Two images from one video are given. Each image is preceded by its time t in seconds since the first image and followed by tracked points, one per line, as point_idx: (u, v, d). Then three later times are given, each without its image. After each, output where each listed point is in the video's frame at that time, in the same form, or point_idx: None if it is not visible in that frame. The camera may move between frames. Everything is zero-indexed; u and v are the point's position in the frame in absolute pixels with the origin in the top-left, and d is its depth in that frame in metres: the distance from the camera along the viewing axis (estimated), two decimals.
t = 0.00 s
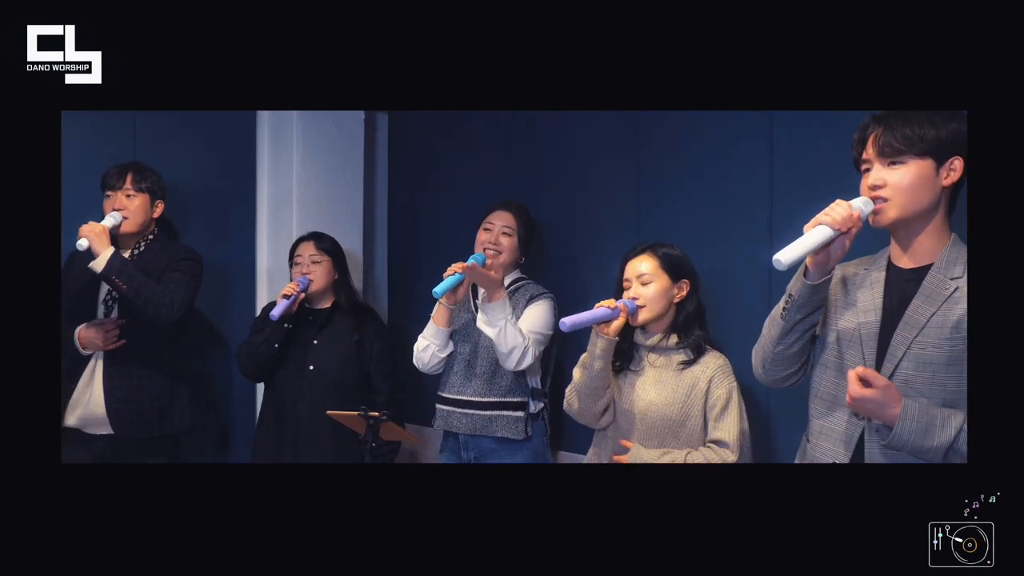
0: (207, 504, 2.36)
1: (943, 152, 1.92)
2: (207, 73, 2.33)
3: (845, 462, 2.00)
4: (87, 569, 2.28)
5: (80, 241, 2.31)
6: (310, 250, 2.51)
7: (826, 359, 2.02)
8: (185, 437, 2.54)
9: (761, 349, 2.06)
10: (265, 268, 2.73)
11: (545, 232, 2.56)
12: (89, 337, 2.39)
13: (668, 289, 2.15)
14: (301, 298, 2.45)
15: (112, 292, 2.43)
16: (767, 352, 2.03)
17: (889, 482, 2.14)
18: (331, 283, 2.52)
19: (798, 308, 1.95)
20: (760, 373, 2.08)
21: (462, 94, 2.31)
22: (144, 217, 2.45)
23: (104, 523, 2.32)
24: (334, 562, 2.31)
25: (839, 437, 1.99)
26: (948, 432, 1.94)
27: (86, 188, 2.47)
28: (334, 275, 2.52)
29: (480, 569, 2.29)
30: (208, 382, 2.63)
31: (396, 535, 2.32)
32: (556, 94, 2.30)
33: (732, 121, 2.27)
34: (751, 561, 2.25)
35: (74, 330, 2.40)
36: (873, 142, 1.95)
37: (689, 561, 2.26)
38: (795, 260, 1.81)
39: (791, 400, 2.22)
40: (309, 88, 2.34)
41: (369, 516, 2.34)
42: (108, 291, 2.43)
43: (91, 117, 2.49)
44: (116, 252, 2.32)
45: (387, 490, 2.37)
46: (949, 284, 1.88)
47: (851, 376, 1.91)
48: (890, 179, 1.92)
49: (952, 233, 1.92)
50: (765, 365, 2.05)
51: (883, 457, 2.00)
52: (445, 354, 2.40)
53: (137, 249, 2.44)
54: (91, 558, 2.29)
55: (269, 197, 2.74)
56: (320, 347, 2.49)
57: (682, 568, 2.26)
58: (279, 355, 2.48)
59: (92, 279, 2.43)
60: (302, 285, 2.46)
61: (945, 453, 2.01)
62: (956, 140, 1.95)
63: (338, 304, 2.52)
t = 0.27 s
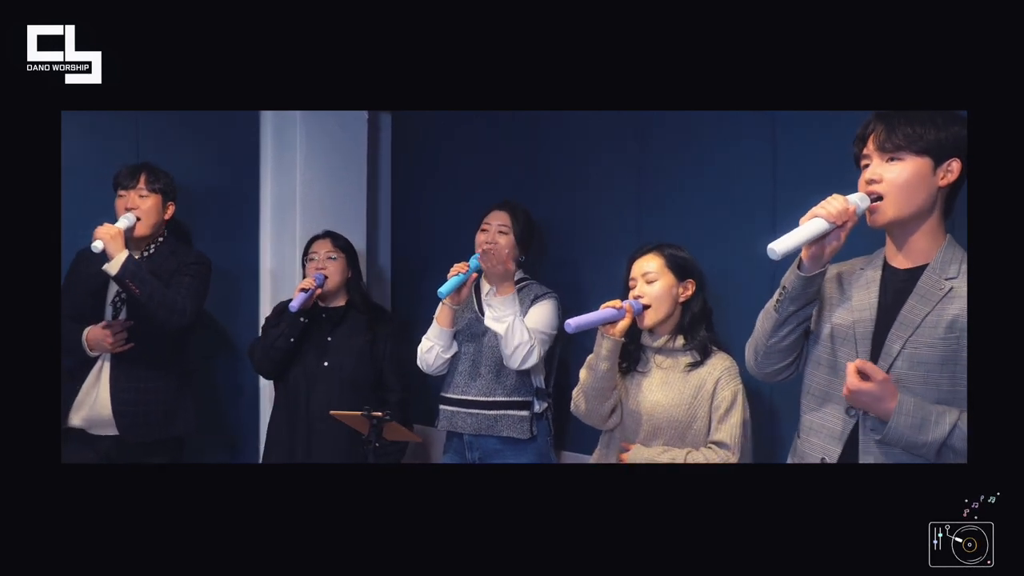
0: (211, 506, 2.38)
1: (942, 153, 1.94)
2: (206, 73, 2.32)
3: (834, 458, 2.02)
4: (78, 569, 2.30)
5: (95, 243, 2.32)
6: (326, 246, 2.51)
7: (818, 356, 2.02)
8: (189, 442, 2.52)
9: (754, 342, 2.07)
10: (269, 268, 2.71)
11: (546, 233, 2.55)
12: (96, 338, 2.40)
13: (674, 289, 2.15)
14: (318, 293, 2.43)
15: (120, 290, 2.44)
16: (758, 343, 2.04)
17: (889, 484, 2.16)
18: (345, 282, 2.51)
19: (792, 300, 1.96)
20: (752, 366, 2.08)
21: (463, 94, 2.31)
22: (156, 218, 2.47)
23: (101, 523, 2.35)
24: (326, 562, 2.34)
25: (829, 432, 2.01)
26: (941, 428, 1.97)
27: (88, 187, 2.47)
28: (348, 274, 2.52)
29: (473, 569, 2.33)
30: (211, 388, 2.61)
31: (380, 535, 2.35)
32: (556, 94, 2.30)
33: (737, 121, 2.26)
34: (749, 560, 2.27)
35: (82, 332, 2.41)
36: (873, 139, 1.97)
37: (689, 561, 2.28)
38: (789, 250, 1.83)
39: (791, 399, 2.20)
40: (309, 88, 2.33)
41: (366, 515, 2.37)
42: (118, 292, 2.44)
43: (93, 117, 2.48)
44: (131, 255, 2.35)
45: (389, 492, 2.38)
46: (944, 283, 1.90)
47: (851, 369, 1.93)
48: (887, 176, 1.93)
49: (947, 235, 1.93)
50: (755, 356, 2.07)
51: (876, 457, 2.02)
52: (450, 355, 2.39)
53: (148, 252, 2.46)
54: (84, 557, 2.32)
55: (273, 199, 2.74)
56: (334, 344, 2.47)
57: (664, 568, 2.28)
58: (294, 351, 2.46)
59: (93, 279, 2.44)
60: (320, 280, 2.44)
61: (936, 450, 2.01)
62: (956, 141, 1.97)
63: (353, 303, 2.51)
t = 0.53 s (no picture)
0: (211, 503, 2.36)
1: (935, 154, 1.91)
2: (207, 73, 2.32)
3: (823, 455, 2.00)
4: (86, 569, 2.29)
5: (114, 253, 2.33)
6: (342, 249, 2.52)
7: (810, 354, 2.02)
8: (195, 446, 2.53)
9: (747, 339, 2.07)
10: (273, 270, 2.72)
11: (546, 235, 2.57)
12: (106, 339, 2.39)
13: (679, 291, 2.16)
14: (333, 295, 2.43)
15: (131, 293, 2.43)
16: (752, 341, 2.04)
17: (887, 484, 2.17)
18: (360, 284, 2.52)
19: (785, 296, 1.95)
20: (745, 364, 2.08)
21: (447, 96, 2.31)
22: (173, 225, 2.47)
23: (105, 523, 2.33)
24: (333, 562, 2.31)
25: (818, 428, 2.00)
26: (924, 428, 1.91)
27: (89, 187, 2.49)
28: (363, 276, 2.53)
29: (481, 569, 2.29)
30: (217, 394, 2.63)
31: (393, 536, 2.32)
32: (555, 94, 2.30)
33: (738, 120, 2.27)
34: (751, 560, 2.26)
35: (93, 333, 2.40)
36: (867, 140, 1.94)
37: (690, 561, 2.27)
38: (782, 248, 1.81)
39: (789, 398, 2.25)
40: (309, 88, 2.33)
41: (370, 515, 2.34)
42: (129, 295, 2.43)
43: (91, 121, 2.48)
44: (149, 266, 2.36)
45: (389, 490, 2.37)
46: (933, 283, 1.87)
47: (829, 375, 1.91)
48: (880, 178, 1.92)
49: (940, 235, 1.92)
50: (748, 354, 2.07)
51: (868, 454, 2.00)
52: (451, 359, 2.39)
53: (161, 256, 2.45)
54: (93, 558, 2.30)
55: (277, 201, 2.73)
56: (348, 346, 2.48)
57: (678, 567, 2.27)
58: (311, 350, 2.47)
59: (95, 279, 2.44)
60: (335, 282, 2.44)
61: (924, 449, 1.96)
62: (950, 143, 1.93)
63: (368, 304, 2.53)
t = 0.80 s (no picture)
0: (213, 504, 2.38)
1: (928, 158, 1.92)
2: (208, 73, 2.33)
3: (820, 456, 2.01)
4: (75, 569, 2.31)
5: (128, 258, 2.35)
6: (354, 249, 2.52)
7: (808, 353, 2.02)
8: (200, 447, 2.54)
9: (745, 341, 2.08)
10: (277, 271, 2.71)
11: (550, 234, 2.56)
12: (114, 339, 2.41)
13: (683, 292, 2.16)
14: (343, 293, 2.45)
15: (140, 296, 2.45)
16: (749, 343, 2.04)
17: (885, 485, 2.19)
18: (371, 284, 2.52)
19: (780, 300, 1.96)
20: (745, 365, 2.07)
21: (448, 96, 2.31)
22: (183, 228, 2.50)
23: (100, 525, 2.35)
24: (326, 563, 2.35)
25: (812, 429, 2.01)
26: (911, 428, 1.91)
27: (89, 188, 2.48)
28: (375, 276, 2.53)
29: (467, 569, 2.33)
30: (223, 397, 2.61)
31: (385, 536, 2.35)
32: (553, 95, 2.31)
33: (742, 122, 2.28)
34: (749, 560, 2.27)
35: (100, 334, 2.42)
36: (860, 145, 1.96)
37: (690, 561, 2.28)
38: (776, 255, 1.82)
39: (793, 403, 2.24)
40: (310, 89, 2.34)
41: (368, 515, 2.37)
42: (136, 298, 2.45)
43: (91, 122, 2.47)
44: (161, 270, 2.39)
45: (392, 491, 2.39)
46: (927, 283, 1.88)
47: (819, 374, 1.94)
48: (874, 182, 1.93)
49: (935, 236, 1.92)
50: (747, 353, 2.06)
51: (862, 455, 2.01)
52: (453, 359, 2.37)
53: (171, 258, 2.49)
54: (84, 557, 2.33)
55: (281, 202, 2.72)
56: (358, 347, 2.48)
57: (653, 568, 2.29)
58: (321, 348, 2.47)
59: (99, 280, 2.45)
60: (345, 281, 2.46)
61: (914, 447, 1.95)
62: (945, 146, 1.93)
63: (379, 306, 2.53)
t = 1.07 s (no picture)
0: (215, 504, 2.38)
1: (924, 163, 1.91)
2: (206, 73, 2.33)
3: (826, 452, 1.98)
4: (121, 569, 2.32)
5: (125, 243, 2.35)
6: (366, 250, 2.53)
7: (807, 352, 2.02)
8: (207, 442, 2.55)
9: (749, 345, 2.06)
10: (281, 268, 2.71)
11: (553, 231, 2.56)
12: (114, 335, 2.41)
13: (686, 290, 2.15)
14: (350, 291, 2.48)
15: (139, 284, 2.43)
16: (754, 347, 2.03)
17: (893, 482, 2.14)
18: (382, 283, 2.53)
19: (785, 306, 1.96)
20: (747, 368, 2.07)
21: (447, 95, 2.31)
22: (180, 219, 2.49)
23: (113, 524, 2.35)
24: (327, 563, 2.35)
25: (818, 425, 1.99)
26: (926, 412, 1.90)
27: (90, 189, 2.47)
28: (385, 276, 2.53)
29: (488, 569, 2.32)
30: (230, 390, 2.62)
31: (413, 536, 2.35)
32: (555, 97, 2.30)
33: (745, 121, 2.27)
34: (754, 560, 2.28)
35: (99, 329, 2.41)
36: (856, 151, 1.95)
37: (691, 561, 2.29)
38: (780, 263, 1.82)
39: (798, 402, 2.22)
40: (311, 90, 2.34)
41: (378, 515, 2.37)
42: (135, 291, 2.43)
43: (93, 121, 2.48)
44: (158, 256, 2.38)
45: (392, 490, 2.39)
46: (926, 278, 1.88)
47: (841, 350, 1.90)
48: (871, 188, 1.94)
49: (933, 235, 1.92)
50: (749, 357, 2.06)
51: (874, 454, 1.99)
52: (454, 354, 2.38)
53: (166, 250, 2.46)
54: (104, 557, 2.33)
55: (284, 200, 2.72)
56: (363, 344, 2.47)
57: (683, 568, 2.29)
58: (325, 344, 2.48)
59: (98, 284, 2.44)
60: (353, 278, 2.49)
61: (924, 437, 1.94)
62: (940, 148, 1.92)
63: (386, 306, 2.53)
